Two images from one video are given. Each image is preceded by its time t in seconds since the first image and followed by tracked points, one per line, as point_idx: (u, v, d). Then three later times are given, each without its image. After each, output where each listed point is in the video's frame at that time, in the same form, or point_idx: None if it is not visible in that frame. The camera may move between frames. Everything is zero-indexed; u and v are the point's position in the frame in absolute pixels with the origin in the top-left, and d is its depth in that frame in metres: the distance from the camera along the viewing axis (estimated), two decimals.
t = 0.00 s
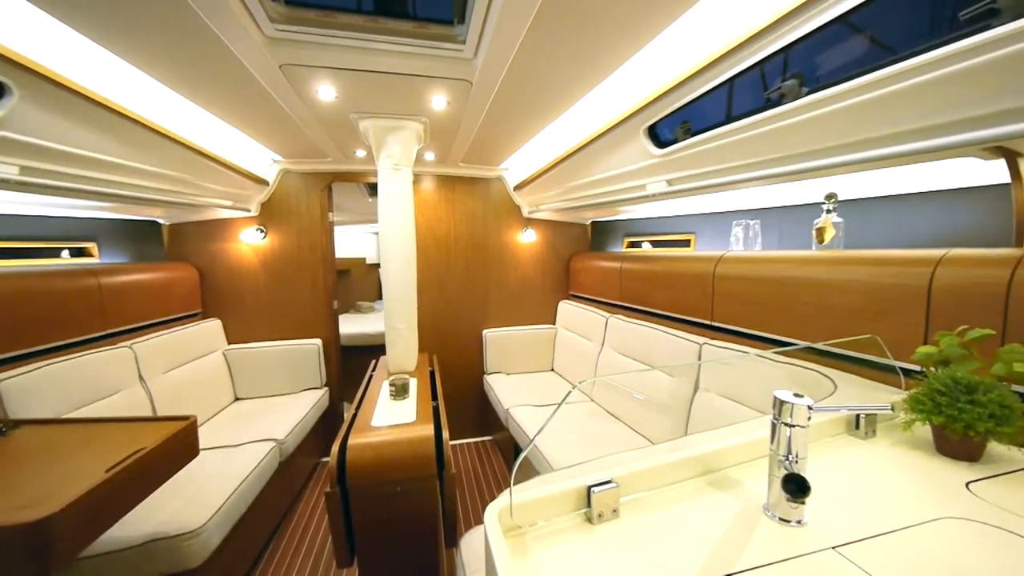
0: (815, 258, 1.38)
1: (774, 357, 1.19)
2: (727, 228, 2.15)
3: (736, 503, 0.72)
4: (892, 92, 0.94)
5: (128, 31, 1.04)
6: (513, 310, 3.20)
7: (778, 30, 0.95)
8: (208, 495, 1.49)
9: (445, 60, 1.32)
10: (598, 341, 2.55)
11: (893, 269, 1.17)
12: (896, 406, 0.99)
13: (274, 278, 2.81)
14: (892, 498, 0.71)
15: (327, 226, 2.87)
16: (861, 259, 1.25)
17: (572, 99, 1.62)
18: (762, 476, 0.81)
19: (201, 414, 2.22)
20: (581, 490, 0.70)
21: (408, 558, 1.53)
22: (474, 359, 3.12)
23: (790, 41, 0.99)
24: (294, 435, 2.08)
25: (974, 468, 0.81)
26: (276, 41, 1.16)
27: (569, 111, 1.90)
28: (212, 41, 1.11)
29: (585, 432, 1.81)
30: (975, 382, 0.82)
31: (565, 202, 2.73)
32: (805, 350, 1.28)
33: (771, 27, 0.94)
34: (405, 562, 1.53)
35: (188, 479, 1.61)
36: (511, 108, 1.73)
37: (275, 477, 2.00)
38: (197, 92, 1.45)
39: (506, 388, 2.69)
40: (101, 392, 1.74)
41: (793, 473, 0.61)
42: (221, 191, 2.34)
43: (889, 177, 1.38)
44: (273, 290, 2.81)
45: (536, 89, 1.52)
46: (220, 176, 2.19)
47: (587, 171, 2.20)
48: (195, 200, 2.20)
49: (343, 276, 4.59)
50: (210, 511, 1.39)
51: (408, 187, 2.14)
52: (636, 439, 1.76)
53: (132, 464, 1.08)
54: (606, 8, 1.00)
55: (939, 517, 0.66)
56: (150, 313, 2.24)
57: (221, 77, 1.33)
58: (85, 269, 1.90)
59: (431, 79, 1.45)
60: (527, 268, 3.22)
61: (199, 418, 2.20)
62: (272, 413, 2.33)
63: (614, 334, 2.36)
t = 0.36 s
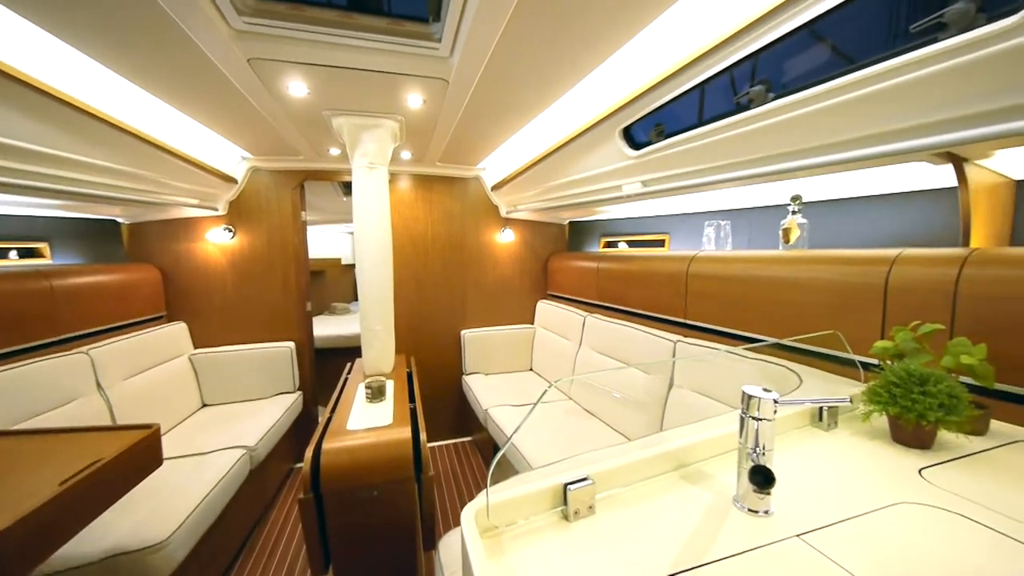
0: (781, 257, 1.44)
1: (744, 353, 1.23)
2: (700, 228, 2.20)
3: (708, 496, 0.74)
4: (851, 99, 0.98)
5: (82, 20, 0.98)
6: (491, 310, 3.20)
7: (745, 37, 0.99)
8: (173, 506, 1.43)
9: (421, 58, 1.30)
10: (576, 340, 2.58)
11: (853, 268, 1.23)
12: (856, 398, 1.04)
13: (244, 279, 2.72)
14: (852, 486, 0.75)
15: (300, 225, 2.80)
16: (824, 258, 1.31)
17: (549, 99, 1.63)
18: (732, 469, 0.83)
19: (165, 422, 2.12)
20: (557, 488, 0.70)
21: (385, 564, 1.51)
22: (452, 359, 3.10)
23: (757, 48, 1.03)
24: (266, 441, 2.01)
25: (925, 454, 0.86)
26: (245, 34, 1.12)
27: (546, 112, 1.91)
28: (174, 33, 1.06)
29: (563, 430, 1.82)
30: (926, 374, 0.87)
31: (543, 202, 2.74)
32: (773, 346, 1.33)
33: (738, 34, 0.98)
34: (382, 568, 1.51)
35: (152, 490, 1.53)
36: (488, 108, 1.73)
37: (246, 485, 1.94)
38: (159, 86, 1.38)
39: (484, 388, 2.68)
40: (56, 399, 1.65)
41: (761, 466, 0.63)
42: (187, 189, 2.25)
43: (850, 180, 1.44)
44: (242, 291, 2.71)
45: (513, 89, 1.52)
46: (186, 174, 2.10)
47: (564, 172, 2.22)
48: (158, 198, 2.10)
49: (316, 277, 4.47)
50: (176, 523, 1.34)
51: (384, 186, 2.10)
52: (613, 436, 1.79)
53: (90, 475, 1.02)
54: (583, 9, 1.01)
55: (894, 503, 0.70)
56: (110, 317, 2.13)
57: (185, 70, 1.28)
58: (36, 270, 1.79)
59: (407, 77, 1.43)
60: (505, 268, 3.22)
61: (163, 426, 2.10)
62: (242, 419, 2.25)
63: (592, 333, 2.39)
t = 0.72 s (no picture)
0: (751, 257, 1.49)
1: (715, 350, 1.27)
2: (674, 229, 2.25)
3: (680, 490, 0.76)
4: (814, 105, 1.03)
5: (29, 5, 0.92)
6: (469, 311, 3.18)
7: (716, 43, 1.02)
8: (135, 518, 1.36)
9: (396, 55, 1.28)
10: (554, 339, 2.59)
11: (817, 267, 1.28)
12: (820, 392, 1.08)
13: (211, 281, 2.61)
14: (816, 476, 0.78)
15: (270, 225, 2.72)
16: (791, 257, 1.36)
17: (527, 99, 1.63)
18: (704, 463, 0.85)
19: (126, 431, 2.02)
20: (534, 487, 0.70)
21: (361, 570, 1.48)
22: (430, 361, 3.07)
23: (725, 54, 1.06)
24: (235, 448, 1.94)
25: (882, 443, 0.90)
26: (209, 26, 1.08)
27: (522, 112, 1.91)
28: (131, 22, 1.01)
29: (541, 429, 1.83)
30: (883, 367, 0.91)
31: (521, 203, 2.74)
32: (743, 342, 1.37)
33: (707, 40, 1.01)
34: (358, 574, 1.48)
35: (112, 503, 1.46)
36: (464, 107, 1.72)
37: (215, 494, 1.86)
38: (116, 78, 1.31)
39: (463, 389, 2.67)
40: (3, 410, 1.55)
41: (730, 461, 0.64)
42: (149, 186, 2.14)
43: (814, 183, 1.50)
44: (209, 293, 2.61)
45: (490, 89, 1.52)
46: (146, 171, 2.00)
47: (541, 172, 2.23)
48: (117, 196, 2.00)
49: (289, 278, 4.34)
50: (137, 536, 1.27)
51: (358, 185, 2.06)
52: (591, 433, 1.81)
53: (40, 489, 0.96)
54: (558, 9, 1.02)
55: (854, 491, 0.73)
56: (63, 321, 2.01)
57: (144, 61, 1.22)
58: None
59: (381, 74, 1.41)
60: (483, 268, 3.21)
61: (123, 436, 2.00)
62: (209, 426, 2.16)
63: (570, 332, 2.41)
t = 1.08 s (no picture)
0: (722, 256, 1.53)
1: (688, 347, 1.30)
2: (649, 229, 2.30)
3: (654, 484, 0.77)
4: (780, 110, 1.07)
5: None
6: (448, 311, 3.16)
7: (688, 47, 1.04)
8: (93, 533, 1.29)
9: (369, 51, 1.26)
10: (532, 339, 2.60)
11: (783, 266, 1.33)
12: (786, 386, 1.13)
13: (176, 282, 2.50)
14: (782, 466, 0.82)
15: (240, 225, 2.63)
16: (760, 257, 1.41)
17: (504, 99, 1.63)
18: (677, 458, 0.87)
19: (83, 441, 1.92)
20: (511, 487, 0.70)
21: None
22: (408, 362, 3.03)
23: (697, 58, 1.09)
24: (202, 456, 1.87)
25: (843, 434, 0.95)
26: (171, 16, 1.03)
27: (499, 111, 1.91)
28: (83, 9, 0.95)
29: (520, 428, 1.84)
30: (844, 361, 0.96)
31: (499, 202, 2.74)
32: (715, 339, 1.41)
33: (679, 44, 1.03)
34: None
35: (67, 517, 1.38)
36: (440, 106, 1.70)
37: (181, 504, 1.79)
38: (68, 68, 1.24)
39: (441, 390, 2.65)
40: None
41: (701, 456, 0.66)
42: (107, 182, 2.04)
43: (780, 185, 1.56)
44: (173, 295, 2.50)
45: (466, 87, 1.51)
46: (105, 168, 1.90)
47: (519, 172, 2.23)
48: (71, 193, 1.89)
49: (260, 278, 4.20)
50: (96, 552, 1.21)
51: (332, 183, 2.02)
52: (569, 431, 1.83)
53: None
54: (534, 9, 1.02)
55: (817, 480, 0.77)
56: (12, 326, 1.89)
57: (99, 51, 1.15)
58: None
59: (354, 70, 1.39)
60: (461, 268, 3.19)
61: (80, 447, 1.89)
62: (175, 434, 2.07)
63: (548, 331, 2.42)
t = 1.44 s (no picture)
0: (696, 256, 1.57)
1: (664, 344, 1.33)
2: (626, 229, 2.33)
3: (630, 480, 0.79)
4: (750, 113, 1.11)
5: None
6: (427, 311, 3.13)
7: (662, 50, 1.07)
8: (49, 548, 1.22)
9: (344, 46, 1.23)
10: (512, 338, 2.61)
11: (754, 265, 1.37)
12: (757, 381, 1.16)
13: (139, 283, 2.39)
14: (752, 459, 0.84)
15: (208, 224, 2.54)
16: (732, 256, 1.45)
17: (482, 98, 1.63)
18: (653, 453, 0.89)
19: (38, 452, 1.81)
20: (489, 486, 0.70)
21: None
22: (386, 363, 2.99)
23: (671, 62, 1.12)
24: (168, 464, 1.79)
25: (809, 426, 0.98)
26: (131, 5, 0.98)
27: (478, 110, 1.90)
28: None
29: (500, 428, 1.84)
30: (810, 356, 0.99)
31: (478, 202, 2.73)
32: (689, 337, 1.44)
33: (654, 47, 1.05)
34: None
35: (20, 533, 1.30)
36: (417, 104, 1.68)
37: (146, 515, 1.71)
38: (16, 56, 1.17)
39: (420, 391, 2.62)
40: None
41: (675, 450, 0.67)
42: (62, 178, 1.93)
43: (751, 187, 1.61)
44: (137, 297, 2.39)
45: (443, 86, 1.50)
46: (59, 163, 1.80)
47: (497, 172, 2.23)
48: (21, 189, 1.78)
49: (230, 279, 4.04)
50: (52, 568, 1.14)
51: (306, 181, 1.97)
52: (548, 430, 1.83)
53: None
54: (512, 8, 1.02)
55: (785, 471, 0.79)
56: None
57: (52, 40, 1.09)
58: None
59: (328, 66, 1.36)
60: (440, 268, 3.17)
61: (34, 457, 1.79)
62: (139, 442, 1.98)
63: (527, 330, 2.43)
